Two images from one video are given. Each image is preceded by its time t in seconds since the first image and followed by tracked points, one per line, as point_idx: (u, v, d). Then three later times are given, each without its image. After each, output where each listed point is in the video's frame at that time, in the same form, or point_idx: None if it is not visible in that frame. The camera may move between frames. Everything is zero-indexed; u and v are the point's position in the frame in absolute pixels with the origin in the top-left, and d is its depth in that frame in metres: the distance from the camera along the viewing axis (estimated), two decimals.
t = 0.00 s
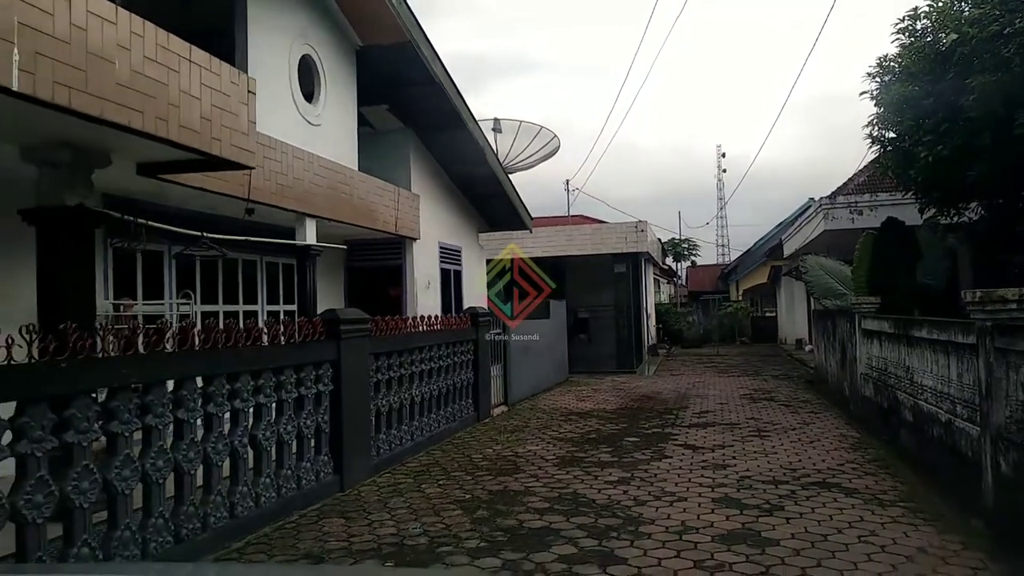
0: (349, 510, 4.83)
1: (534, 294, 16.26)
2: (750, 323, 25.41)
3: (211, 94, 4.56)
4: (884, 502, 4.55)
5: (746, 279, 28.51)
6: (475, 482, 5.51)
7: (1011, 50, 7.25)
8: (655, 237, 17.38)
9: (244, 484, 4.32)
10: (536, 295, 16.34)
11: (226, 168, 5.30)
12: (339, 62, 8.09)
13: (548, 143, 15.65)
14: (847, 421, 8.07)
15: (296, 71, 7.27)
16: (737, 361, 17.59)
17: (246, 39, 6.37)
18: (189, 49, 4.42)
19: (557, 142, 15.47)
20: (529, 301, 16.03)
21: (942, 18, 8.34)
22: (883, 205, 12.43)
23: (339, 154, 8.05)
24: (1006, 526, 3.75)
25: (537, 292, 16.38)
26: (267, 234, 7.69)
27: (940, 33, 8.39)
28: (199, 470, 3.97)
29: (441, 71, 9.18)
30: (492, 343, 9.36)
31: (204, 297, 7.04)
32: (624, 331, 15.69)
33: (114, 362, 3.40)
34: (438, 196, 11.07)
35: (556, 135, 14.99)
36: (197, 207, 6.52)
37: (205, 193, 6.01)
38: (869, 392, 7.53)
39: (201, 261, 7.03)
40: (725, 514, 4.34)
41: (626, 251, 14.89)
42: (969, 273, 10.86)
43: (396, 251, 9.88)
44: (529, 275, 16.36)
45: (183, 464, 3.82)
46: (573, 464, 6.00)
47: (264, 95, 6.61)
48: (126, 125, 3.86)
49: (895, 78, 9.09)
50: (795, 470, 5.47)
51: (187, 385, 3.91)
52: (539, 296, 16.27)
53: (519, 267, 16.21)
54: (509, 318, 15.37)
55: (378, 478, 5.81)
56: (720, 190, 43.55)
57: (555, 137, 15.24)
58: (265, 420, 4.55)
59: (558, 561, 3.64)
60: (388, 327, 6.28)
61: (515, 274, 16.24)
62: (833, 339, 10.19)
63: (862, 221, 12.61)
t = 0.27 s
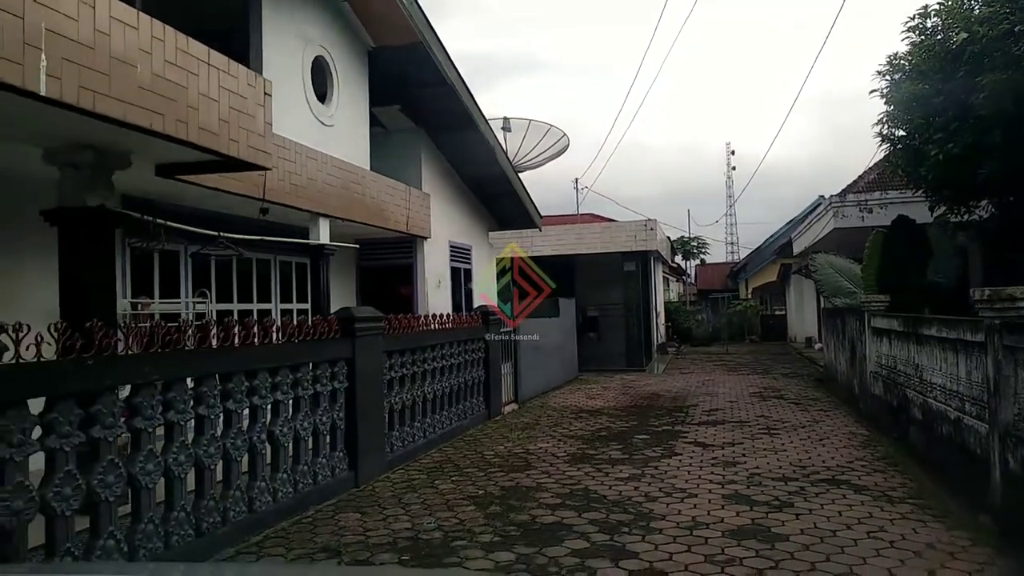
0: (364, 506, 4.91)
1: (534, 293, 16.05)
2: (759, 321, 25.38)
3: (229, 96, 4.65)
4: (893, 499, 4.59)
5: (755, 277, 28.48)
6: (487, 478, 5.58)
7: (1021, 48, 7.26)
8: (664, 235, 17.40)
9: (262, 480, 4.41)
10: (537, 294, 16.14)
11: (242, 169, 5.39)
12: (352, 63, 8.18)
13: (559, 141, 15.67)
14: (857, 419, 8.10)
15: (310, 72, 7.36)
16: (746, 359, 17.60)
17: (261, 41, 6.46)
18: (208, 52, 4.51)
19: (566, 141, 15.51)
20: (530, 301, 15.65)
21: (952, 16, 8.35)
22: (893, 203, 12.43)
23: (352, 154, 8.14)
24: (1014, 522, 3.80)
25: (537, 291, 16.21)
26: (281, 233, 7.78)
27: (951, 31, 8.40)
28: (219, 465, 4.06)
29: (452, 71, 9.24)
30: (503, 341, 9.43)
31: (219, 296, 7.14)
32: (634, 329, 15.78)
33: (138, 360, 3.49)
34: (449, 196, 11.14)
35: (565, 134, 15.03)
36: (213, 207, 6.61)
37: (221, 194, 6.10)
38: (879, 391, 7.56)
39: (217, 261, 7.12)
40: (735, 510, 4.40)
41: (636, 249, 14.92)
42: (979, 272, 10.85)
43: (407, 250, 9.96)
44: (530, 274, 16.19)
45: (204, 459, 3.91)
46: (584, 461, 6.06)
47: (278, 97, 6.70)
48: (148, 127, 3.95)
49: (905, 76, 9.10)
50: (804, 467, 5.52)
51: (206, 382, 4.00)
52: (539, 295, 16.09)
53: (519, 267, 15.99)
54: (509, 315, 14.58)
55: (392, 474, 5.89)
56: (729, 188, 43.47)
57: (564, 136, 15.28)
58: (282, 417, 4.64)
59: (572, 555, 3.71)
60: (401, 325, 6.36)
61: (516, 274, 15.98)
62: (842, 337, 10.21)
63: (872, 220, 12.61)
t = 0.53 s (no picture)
0: (382, 501, 5.00)
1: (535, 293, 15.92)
2: (771, 320, 25.33)
3: (250, 99, 4.74)
4: (905, 496, 4.63)
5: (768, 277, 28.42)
6: (503, 475, 5.65)
7: None
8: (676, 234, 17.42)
9: (283, 475, 4.51)
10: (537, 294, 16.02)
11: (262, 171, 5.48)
12: (366, 65, 8.27)
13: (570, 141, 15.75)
14: (869, 417, 8.12)
15: (325, 74, 7.45)
16: (758, 358, 17.59)
17: (278, 44, 6.56)
18: (229, 56, 4.60)
19: (578, 140, 15.57)
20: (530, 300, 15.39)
21: (964, 15, 8.34)
22: (906, 202, 12.41)
23: (367, 155, 8.23)
24: None
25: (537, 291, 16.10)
26: (298, 233, 7.89)
27: (963, 30, 8.39)
28: (242, 460, 4.15)
29: (465, 72, 9.32)
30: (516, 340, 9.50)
31: (237, 295, 7.25)
32: (646, 329, 15.84)
33: (164, 357, 3.59)
34: (462, 196, 11.23)
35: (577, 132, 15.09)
36: (232, 208, 6.72)
37: (240, 195, 6.20)
38: (891, 389, 7.58)
39: (235, 261, 7.23)
40: (749, 506, 4.46)
41: (648, 249, 14.95)
42: (993, 271, 10.83)
43: (422, 249, 10.04)
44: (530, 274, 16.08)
45: (228, 454, 4.01)
46: (598, 458, 6.13)
47: (295, 99, 6.80)
48: (172, 130, 4.04)
49: (917, 75, 9.10)
50: (817, 465, 5.57)
51: (229, 379, 4.09)
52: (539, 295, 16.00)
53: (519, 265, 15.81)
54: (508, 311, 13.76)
55: (408, 470, 5.98)
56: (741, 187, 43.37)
57: (576, 135, 15.34)
58: (302, 413, 4.73)
59: (587, 549, 3.78)
60: (417, 324, 6.45)
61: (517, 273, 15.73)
62: (855, 336, 10.21)
63: (885, 219, 12.60)
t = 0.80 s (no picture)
0: (403, 495, 5.11)
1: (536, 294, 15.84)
2: (785, 319, 25.28)
3: (275, 102, 4.85)
4: (920, 493, 4.68)
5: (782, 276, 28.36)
6: (521, 470, 5.75)
7: None
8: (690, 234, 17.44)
9: (308, 468, 4.62)
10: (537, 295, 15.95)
11: (286, 171, 5.60)
12: (385, 66, 8.37)
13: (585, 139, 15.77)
14: (884, 416, 8.15)
15: (345, 75, 7.56)
16: (772, 358, 17.60)
17: (300, 46, 6.67)
18: (255, 60, 4.71)
19: (593, 139, 15.63)
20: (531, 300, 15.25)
21: (981, 16, 8.34)
22: (921, 202, 12.39)
23: (384, 155, 8.33)
24: None
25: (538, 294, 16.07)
26: (317, 232, 8.01)
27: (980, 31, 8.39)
28: (268, 454, 4.27)
29: (482, 73, 9.41)
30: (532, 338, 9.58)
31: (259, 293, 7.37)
32: (660, 329, 15.79)
33: (194, 353, 3.70)
34: (477, 195, 11.32)
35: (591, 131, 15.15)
36: (254, 207, 6.84)
37: (263, 194, 6.32)
38: (906, 389, 7.61)
39: (257, 259, 7.35)
40: (764, 502, 4.53)
41: (662, 248, 14.99)
42: (1009, 271, 10.80)
43: (439, 248, 10.14)
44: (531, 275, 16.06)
45: (256, 448, 4.13)
46: (614, 455, 6.21)
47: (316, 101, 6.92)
48: (202, 133, 4.16)
49: (933, 75, 9.10)
50: (832, 462, 5.62)
51: (257, 374, 4.20)
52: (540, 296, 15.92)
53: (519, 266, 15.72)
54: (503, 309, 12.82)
55: (427, 465, 6.09)
56: (756, 186, 43.21)
57: (590, 133, 15.41)
58: (326, 408, 4.85)
59: (606, 542, 3.87)
60: (436, 322, 6.55)
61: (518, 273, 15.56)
62: (870, 336, 10.23)
63: (900, 219, 12.58)
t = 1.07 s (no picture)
0: (430, 491, 5.23)
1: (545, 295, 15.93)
2: (805, 320, 25.18)
3: (306, 110, 4.98)
4: (941, 491, 4.73)
5: (802, 276, 28.23)
6: (545, 468, 5.85)
7: None
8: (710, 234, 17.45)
9: (338, 465, 4.76)
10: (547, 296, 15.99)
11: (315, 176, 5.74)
12: (407, 71, 8.51)
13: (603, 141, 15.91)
14: (906, 416, 8.17)
15: (370, 81, 7.71)
16: (793, 358, 17.57)
17: (326, 53, 6.83)
18: (287, 68, 4.85)
19: (612, 141, 15.69)
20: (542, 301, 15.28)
21: (1002, 15, 8.33)
22: (943, 202, 12.34)
23: (407, 159, 8.47)
24: None
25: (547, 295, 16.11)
26: (343, 235, 8.17)
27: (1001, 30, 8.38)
28: (302, 451, 4.41)
29: (503, 77, 9.52)
30: (553, 339, 9.68)
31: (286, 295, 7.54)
32: (679, 331, 15.77)
33: (232, 353, 3.84)
34: (497, 197, 11.44)
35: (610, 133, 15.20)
36: (282, 211, 7.00)
37: (292, 199, 6.48)
38: (928, 388, 7.62)
39: (284, 262, 7.52)
40: (786, 499, 4.60)
41: (682, 248, 15.03)
42: None
43: (460, 250, 10.26)
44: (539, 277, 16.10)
45: (290, 444, 4.27)
46: (636, 454, 6.30)
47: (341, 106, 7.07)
48: (238, 140, 4.30)
49: (954, 75, 9.09)
50: (854, 461, 5.67)
51: (291, 374, 4.34)
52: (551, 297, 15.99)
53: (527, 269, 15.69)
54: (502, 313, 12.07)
55: (452, 463, 6.21)
56: (775, 186, 43.01)
57: (609, 136, 15.46)
58: (356, 406, 4.98)
59: (630, 537, 3.96)
60: (460, 323, 6.67)
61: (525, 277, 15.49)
62: (891, 336, 10.23)
63: (921, 218, 12.55)
